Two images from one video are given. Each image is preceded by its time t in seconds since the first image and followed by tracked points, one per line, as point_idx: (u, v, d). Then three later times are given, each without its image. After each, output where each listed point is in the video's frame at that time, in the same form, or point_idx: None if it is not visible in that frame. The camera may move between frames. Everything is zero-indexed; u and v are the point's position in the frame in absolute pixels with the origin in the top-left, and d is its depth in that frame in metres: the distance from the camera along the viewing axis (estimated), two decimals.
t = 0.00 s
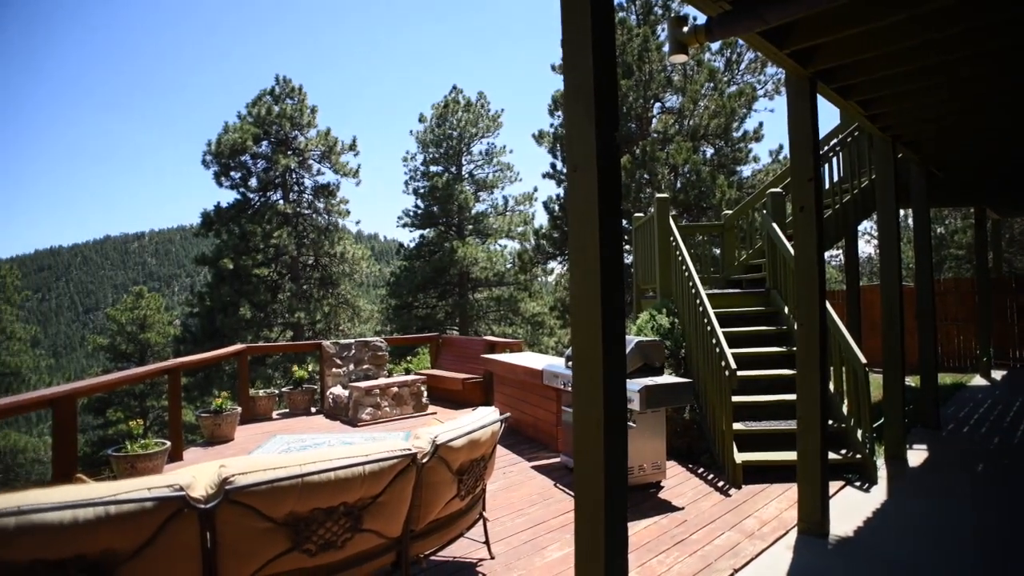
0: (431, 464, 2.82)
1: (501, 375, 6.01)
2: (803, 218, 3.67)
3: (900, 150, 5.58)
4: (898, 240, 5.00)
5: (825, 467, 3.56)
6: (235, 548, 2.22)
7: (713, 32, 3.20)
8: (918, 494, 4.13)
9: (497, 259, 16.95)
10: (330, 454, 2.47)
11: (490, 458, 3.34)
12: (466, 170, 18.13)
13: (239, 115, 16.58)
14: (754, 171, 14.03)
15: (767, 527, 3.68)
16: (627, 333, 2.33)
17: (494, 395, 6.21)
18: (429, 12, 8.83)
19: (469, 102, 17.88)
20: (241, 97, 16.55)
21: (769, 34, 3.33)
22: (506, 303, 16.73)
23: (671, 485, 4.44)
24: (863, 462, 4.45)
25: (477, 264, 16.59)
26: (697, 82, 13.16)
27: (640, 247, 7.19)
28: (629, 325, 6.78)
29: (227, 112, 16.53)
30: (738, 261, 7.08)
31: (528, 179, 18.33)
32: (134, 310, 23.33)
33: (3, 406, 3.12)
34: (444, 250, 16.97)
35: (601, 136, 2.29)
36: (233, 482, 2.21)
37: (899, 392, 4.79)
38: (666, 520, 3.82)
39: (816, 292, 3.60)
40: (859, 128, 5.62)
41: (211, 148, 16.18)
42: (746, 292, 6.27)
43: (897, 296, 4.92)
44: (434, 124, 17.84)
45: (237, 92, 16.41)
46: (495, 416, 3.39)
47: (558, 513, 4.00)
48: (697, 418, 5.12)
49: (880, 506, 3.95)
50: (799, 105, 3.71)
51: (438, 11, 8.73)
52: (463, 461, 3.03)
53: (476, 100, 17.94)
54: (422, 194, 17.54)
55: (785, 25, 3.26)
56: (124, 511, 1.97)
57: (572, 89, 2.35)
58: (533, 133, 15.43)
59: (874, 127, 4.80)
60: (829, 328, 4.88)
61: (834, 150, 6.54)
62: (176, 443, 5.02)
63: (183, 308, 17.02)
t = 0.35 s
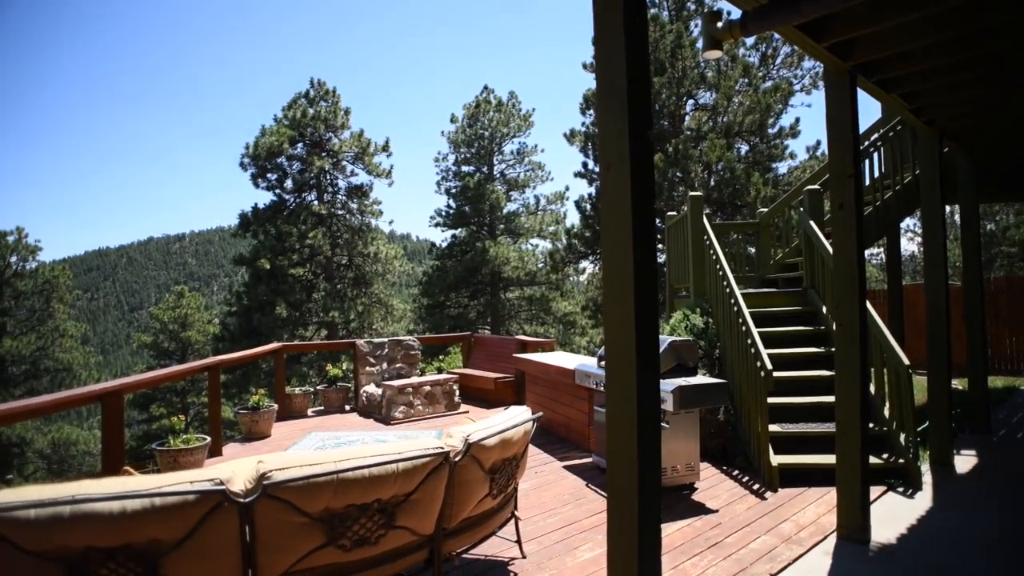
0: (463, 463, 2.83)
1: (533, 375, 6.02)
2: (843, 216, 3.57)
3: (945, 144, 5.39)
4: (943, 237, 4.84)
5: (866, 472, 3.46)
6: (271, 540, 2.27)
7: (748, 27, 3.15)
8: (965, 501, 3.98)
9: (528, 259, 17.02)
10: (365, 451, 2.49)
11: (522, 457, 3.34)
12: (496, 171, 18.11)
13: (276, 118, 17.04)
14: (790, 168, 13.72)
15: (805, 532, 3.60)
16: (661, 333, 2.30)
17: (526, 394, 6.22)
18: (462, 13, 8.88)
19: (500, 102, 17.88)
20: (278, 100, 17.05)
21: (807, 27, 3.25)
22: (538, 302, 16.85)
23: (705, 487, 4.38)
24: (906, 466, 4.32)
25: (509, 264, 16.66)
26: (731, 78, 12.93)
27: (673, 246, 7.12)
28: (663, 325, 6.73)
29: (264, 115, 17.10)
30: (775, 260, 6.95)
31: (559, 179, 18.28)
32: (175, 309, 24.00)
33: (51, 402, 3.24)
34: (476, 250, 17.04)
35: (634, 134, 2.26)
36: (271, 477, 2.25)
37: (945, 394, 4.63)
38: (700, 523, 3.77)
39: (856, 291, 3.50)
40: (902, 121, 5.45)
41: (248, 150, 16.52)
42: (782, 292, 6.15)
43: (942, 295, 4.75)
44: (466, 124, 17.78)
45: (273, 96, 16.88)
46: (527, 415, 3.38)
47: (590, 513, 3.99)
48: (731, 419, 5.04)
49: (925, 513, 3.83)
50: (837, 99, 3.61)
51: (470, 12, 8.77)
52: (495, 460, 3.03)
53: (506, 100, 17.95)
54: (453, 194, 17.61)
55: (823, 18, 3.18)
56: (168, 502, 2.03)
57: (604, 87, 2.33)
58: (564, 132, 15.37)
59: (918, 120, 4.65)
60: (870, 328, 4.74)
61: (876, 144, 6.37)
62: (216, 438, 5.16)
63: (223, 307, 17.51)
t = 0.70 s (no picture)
0: (494, 462, 2.84)
1: (563, 374, 6.02)
2: (882, 213, 3.47)
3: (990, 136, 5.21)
4: (989, 235, 4.68)
5: (908, 478, 3.35)
6: (306, 535, 2.32)
7: (783, 22, 3.08)
8: (1014, 509, 3.84)
9: (558, 258, 17.05)
10: (397, 449, 2.51)
11: (552, 457, 3.32)
12: (526, 170, 18.12)
13: (308, 120, 17.34)
14: (826, 164, 13.41)
15: (843, 537, 3.52)
16: (693, 334, 2.26)
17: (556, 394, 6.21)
18: (492, 12, 8.89)
19: (530, 101, 17.87)
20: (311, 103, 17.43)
21: (845, 20, 3.16)
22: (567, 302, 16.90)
23: (738, 489, 4.31)
24: (951, 472, 4.19)
25: (539, 263, 16.70)
26: (765, 73, 12.73)
27: (705, 244, 7.04)
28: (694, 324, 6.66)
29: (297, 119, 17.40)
30: (809, 259, 6.81)
31: (589, 177, 18.20)
32: (213, 308, 24.58)
33: (96, 399, 3.36)
34: (506, 249, 17.10)
35: (666, 134, 2.22)
36: (305, 473, 2.28)
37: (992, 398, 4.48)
38: (733, 526, 3.71)
39: (896, 291, 3.40)
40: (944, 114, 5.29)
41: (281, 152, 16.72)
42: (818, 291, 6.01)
43: (988, 295, 4.60)
44: (496, 124, 17.78)
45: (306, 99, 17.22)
46: (557, 415, 3.36)
47: (620, 514, 3.96)
48: (765, 421, 4.95)
49: (971, 521, 3.70)
50: (876, 93, 3.51)
51: (500, 13, 8.80)
52: (525, 459, 3.03)
53: (536, 99, 17.92)
54: (483, 194, 17.65)
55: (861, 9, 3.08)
56: (207, 496, 2.09)
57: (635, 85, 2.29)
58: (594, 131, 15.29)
59: (961, 113, 4.50)
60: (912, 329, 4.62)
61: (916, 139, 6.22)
62: (251, 434, 5.27)
63: (258, 306, 17.92)
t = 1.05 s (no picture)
0: (526, 461, 2.84)
1: (595, 374, 5.99)
2: (927, 210, 3.36)
3: None
4: None
5: (956, 485, 3.23)
6: (341, 531, 2.35)
7: (821, 14, 3.00)
8: None
9: (590, 258, 17.00)
10: (430, 448, 2.53)
11: (585, 457, 3.31)
12: (558, 169, 18.10)
13: (342, 122, 17.65)
14: (867, 160, 13.03)
15: (885, 545, 3.42)
16: (728, 333, 2.22)
17: (588, 394, 6.19)
18: (524, 11, 8.90)
19: (561, 101, 17.82)
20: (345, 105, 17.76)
21: (888, 11, 3.06)
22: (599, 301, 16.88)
23: (775, 492, 4.24)
24: (1002, 479, 4.05)
25: (571, 263, 16.67)
26: (802, 67, 12.48)
27: (740, 243, 6.92)
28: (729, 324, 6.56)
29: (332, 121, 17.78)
30: (849, 257, 6.66)
31: (621, 176, 18.08)
32: (250, 308, 25.15)
33: (142, 394, 3.47)
34: (538, 248, 17.09)
35: (700, 131, 2.18)
36: (341, 470, 2.32)
37: None
38: (769, 529, 3.64)
39: (942, 291, 3.29)
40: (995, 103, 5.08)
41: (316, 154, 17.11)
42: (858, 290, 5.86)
43: None
44: (527, 124, 17.78)
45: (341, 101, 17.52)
46: (589, 415, 3.35)
47: (653, 515, 3.92)
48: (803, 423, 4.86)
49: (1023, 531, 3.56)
50: (921, 84, 3.39)
51: (533, 12, 8.79)
52: (557, 459, 3.02)
53: (567, 98, 17.87)
54: (515, 194, 17.65)
55: None
56: (246, 491, 2.14)
57: (668, 81, 2.25)
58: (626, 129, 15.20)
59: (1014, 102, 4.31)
60: (958, 330, 4.48)
61: (964, 132, 6.00)
62: (288, 431, 5.38)
63: (293, 305, 18.30)
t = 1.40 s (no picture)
0: (558, 461, 2.83)
1: (628, 374, 5.95)
2: (976, 206, 3.24)
3: None
4: None
5: (1008, 494, 3.10)
6: (375, 528, 2.38)
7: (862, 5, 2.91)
8: None
9: (623, 257, 16.89)
10: (463, 447, 2.55)
11: (618, 457, 3.29)
12: (590, 168, 18.00)
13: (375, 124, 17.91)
14: (910, 154, 12.61)
15: (931, 554, 3.31)
16: (765, 333, 2.17)
17: (620, 394, 6.16)
18: (557, 10, 8.86)
19: (593, 99, 17.72)
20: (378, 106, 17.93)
21: None
22: (632, 301, 16.79)
23: (813, 497, 4.15)
24: None
25: (603, 262, 16.60)
26: (841, 60, 12.20)
27: (776, 241, 6.79)
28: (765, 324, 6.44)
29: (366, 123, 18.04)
30: (892, 255, 6.48)
31: (654, 174, 17.92)
32: (287, 307, 25.67)
33: (187, 390, 3.56)
34: (570, 248, 17.02)
35: (736, 127, 2.13)
36: (376, 468, 2.35)
37: None
38: (808, 534, 3.56)
39: (993, 291, 3.17)
40: None
41: (350, 155, 17.27)
42: (901, 290, 5.69)
43: None
44: (558, 122, 17.74)
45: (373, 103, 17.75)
46: (622, 415, 3.32)
47: (687, 517, 3.87)
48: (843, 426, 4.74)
49: None
50: (969, 76, 3.26)
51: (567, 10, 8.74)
52: (590, 459, 3.01)
53: (599, 96, 17.75)
54: (547, 193, 17.59)
55: None
56: (285, 487, 2.18)
57: (703, 77, 2.21)
58: (658, 127, 15.05)
59: None
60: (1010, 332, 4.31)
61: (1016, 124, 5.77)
62: (323, 428, 5.48)
63: (328, 305, 18.64)
